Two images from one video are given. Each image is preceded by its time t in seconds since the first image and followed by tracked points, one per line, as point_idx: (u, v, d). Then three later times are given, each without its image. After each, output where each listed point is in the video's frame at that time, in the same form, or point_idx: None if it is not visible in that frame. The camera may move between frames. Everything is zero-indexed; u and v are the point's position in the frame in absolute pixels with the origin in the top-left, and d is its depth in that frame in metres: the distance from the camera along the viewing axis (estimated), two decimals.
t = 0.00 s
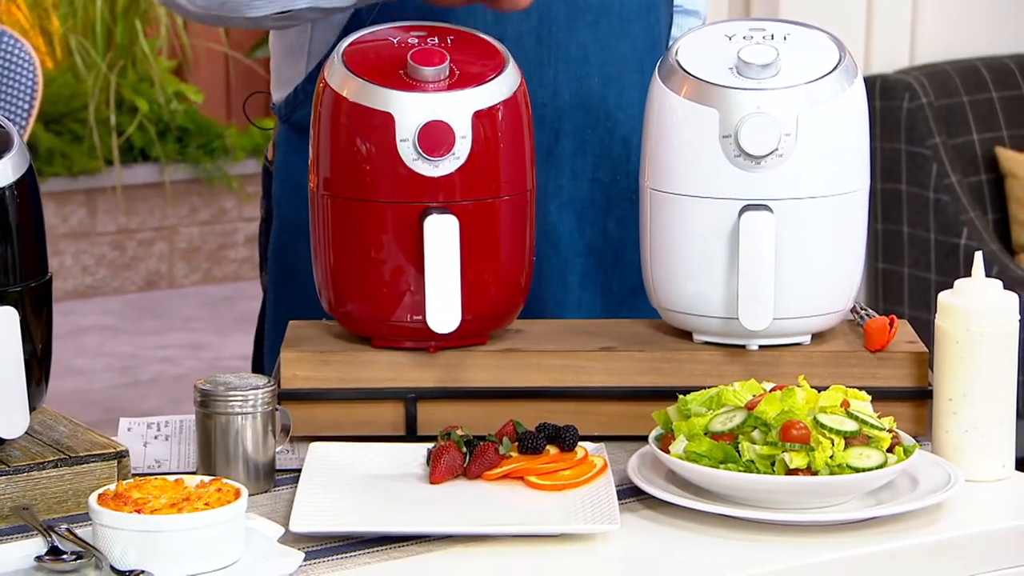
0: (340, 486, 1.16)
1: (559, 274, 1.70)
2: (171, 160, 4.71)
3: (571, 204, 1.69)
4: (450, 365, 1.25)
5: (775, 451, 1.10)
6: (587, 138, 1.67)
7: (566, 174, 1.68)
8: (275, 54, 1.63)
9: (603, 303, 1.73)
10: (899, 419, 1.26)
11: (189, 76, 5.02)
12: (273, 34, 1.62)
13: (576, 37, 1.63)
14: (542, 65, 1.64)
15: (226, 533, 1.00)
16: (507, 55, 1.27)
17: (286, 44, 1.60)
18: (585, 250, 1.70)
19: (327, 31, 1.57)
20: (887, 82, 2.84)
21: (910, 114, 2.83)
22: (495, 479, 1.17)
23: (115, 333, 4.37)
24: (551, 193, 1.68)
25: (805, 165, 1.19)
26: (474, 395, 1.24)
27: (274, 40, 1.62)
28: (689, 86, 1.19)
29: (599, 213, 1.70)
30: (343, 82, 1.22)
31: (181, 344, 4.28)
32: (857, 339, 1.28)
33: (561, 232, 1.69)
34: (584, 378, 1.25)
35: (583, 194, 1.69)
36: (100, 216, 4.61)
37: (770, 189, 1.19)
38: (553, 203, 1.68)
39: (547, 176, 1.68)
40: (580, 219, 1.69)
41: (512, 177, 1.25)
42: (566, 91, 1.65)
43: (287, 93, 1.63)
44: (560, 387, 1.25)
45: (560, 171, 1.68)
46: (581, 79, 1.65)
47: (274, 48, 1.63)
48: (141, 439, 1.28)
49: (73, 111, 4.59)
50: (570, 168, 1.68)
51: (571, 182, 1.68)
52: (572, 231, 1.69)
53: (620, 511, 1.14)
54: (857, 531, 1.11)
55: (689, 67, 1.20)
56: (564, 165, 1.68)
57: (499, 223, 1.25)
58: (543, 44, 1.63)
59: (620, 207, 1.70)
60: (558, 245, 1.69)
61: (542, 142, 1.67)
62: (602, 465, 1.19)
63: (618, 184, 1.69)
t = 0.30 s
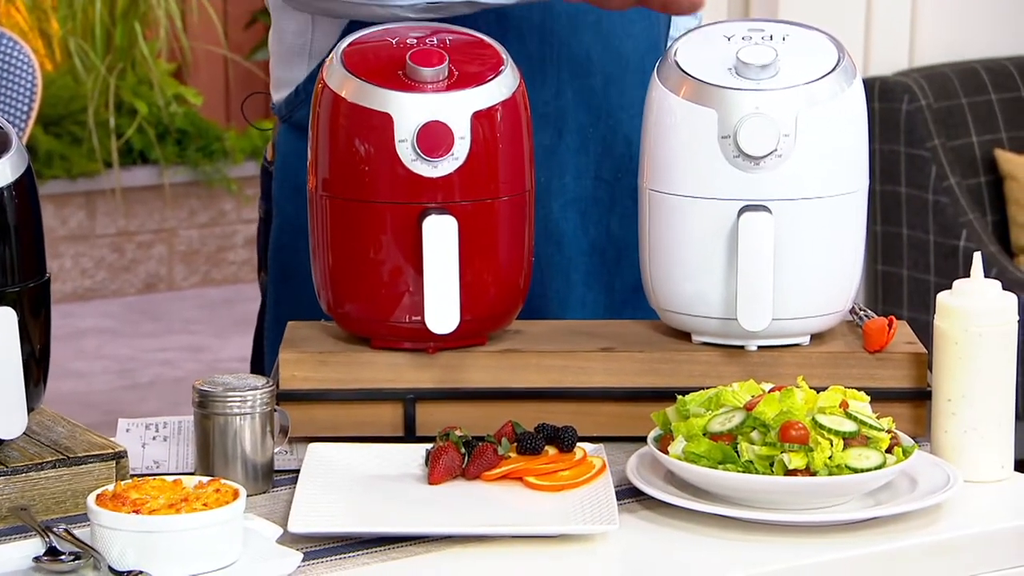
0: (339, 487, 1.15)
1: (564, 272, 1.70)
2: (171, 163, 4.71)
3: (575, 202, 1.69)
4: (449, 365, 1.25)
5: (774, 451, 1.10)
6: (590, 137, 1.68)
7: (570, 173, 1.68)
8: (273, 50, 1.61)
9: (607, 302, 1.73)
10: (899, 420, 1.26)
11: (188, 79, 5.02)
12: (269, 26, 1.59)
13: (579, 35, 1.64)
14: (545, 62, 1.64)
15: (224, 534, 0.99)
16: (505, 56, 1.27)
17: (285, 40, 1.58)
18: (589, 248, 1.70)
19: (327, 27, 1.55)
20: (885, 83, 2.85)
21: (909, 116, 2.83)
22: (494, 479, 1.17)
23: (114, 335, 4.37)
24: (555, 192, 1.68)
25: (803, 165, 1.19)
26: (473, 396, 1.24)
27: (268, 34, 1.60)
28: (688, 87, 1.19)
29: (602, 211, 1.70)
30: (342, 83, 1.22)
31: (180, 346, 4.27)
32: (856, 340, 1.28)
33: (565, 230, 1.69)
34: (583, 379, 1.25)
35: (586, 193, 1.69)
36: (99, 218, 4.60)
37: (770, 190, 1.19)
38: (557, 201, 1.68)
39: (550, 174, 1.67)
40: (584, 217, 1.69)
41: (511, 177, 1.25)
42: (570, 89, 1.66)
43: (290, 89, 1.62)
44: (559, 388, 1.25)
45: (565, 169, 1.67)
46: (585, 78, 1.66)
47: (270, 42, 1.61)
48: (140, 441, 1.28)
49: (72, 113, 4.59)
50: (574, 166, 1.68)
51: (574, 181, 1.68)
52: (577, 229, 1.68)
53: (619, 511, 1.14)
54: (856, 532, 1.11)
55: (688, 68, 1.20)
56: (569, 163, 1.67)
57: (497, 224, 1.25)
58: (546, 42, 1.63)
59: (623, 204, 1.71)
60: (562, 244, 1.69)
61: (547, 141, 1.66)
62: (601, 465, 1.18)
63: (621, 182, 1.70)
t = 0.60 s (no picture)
0: (340, 491, 1.15)
1: (571, 279, 1.71)
2: (171, 168, 4.71)
3: (583, 209, 1.71)
4: (450, 369, 1.25)
5: (776, 455, 1.10)
6: (601, 145, 1.70)
7: (580, 179, 1.70)
8: (279, 56, 1.64)
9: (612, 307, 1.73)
10: (900, 423, 1.26)
11: (189, 84, 5.02)
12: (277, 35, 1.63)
13: (591, 44, 1.68)
14: (558, 71, 1.67)
15: (226, 538, 0.99)
16: (506, 59, 1.27)
17: (291, 45, 1.61)
18: (594, 255, 1.72)
19: (331, 28, 1.57)
20: (886, 88, 2.84)
21: (910, 121, 2.83)
22: (495, 483, 1.17)
23: (115, 340, 4.37)
24: (563, 198, 1.70)
25: (806, 169, 1.19)
26: (474, 400, 1.24)
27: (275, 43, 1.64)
28: (688, 91, 1.19)
29: (609, 218, 1.72)
30: (343, 87, 1.22)
31: (181, 351, 4.27)
32: (858, 344, 1.28)
33: (574, 237, 1.70)
34: (584, 382, 1.25)
35: (594, 199, 1.71)
36: (100, 223, 4.60)
37: (770, 194, 1.19)
38: (566, 208, 1.70)
39: (561, 180, 1.70)
40: (592, 224, 1.71)
41: (512, 182, 1.25)
42: (581, 98, 1.69)
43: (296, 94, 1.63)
44: (560, 392, 1.25)
45: (574, 176, 1.70)
46: (597, 87, 1.69)
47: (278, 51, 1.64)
48: (141, 444, 1.28)
49: (73, 118, 4.59)
50: (584, 174, 1.70)
51: (583, 188, 1.71)
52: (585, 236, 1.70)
53: (620, 515, 1.14)
54: (857, 536, 1.10)
55: (690, 71, 1.20)
56: (578, 171, 1.70)
57: (500, 227, 1.25)
58: (559, 50, 1.67)
59: (630, 211, 1.72)
60: (571, 251, 1.71)
61: (557, 147, 1.69)
62: (602, 469, 1.18)
63: (628, 189, 1.72)
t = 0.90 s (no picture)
0: (342, 494, 1.15)
1: (571, 283, 1.71)
2: (173, 173, 4.72)
3: (584, 213, 1.70)
4: (453, 373, 1.25)
5: (778, 458, 1.10)
6: (602, 150, 1.70)
7: (580, 184, 1.70)
8: (280, 58, 1.63)
9: (612, 311, 1.74)
10: (902, 427, 1.25)
11: (190, 89, 5.02)
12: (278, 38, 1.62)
13: (592, 49, 1.68)
14: (559, 74, 1.67)
15: (228, 541, 0.99)
16: (508, 63, 1.27)
17: (293, 47, 1.60)
18: (595, 259, 1.72)
19: (336, 30, 1.57)
20: (888, 93, 2.85)
21: (912, 126, 2.83)
22: (497, 487, 1.17)
23: (116, 345, 4.37)
24: (563, 202, 1.70)
25: (807, 172, 1.19)
26: (476, 403, 1.24)
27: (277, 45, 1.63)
28: (690, 94, 1.19)
29: (609, 222, 1.72)
30: (345, 90, 1.22)
31: (182, 357, 4.27)
32: (860, 347, 1.27)
33: (573, 241, 1.70)
34: (586, 386, 1.25)
35: (595, 204, 1.71)
36: (101, 228, 4.60)
37: (772, 198, 1.19)
38: (566, 212, 1.70)
39: (561, 184, 1.69)
40: (592, 228, 1.71)
41: (514, 185, 1.25)
42: (582, 101, 1.69)
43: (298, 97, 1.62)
44: (562, 395, 1.25)
45: (575, 180, 1.70)
46: (598, 91, 1.69)
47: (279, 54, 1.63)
48: (143, 448, 1.27)
49: (74, 123, 4.59)
50: (584, 178, 1.70)
51: (584, 193, 1.70)
52: (584, 240, 1.70)
53: (622, 518, 1.14)
54: (859, 540, 1.10)
55: (692, 75, 1.20)
56: (578, 175, 1.70)
57: (502, 231, 1.25)
58: (560, 53, 1.67)
59: (631, 215, 1.72)
60: (571, 255, 1.71)
61: (557, 151, 1.69)
62: (604, 472, 1.18)
63: (629, 194, 1.72)
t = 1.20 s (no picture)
0: (343, 497, 1.15)
1: (569, 287, 1.71)
2: (173, 177, 4.72)
3: (581, 218, 1.71)
4: (454, 375, 1.25)
5: (780, 461, 1.10)
6: (600, 155, 1.70)
7: (578, 189, 1.70)
8: (279, 60, 1.63)
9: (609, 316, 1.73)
10: (904, 430, 1.25)
11: (191, 93, 5.03)
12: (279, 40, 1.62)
13: (591, 53, 1.68)
14: (557, 79, 1.68)
15: (230, 543, 0.99)
16: (510, 65, 1.27)
17: (294, 49, 1.60)
18: (592, 264, 1.72)
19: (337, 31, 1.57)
20: (888, 96, 2.84)
21: (912, 129, 2.82)
22: (499, 489, 1.17)
23: (117, 349, 4.36)
24: (560, 207, 1.70)
25: (807, 175, 1.19)
26: (476, 406, 1.24)
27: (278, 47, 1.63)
28: (691, 97, 1.19)
29: (607, 228, 1.72)
30: (346, 92, 1.22)
31: (183, 361, 4.27)
32: (862, 350, 1.27)
33: (570, 246, 1.71)
34: (587, 389, 1.25)
35: (593, 208, 1.71)
36: (102, 232, 4.60)
37: (772, 201, 1.19)
38: (561, 216, 1.70)
39: (557, 189, 1.70)
40: (589, 233, 1.71)
41: (515, 188, 1.25)
42: (581, 105, 1.69)
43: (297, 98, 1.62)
44: (564, 398, 1.25)
45: (573, 185, 1.70)
46: (597, 95, 1.69)
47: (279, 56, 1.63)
48: (144, 450, 1.27)
49: (74, 127, 4.59)
50: (582, 184, 1.70)
51: (581, 198, 1.70)
52: (581, 244, 1.70)
53: (624, 521, 1.14)
54: (860, 542, 1.10)
55: (693, 78, 1.20)
56: (575, 179, 1.70)
57: (503, 234, 1.25)
58: (558, 58, 1.67)
59: (629, 221, 1.72)
60: (568, 258, 1.71)
61: (554, 156, 1.69)
62: (605, 475, 1.18)
63: (627, 199, 1.72)
